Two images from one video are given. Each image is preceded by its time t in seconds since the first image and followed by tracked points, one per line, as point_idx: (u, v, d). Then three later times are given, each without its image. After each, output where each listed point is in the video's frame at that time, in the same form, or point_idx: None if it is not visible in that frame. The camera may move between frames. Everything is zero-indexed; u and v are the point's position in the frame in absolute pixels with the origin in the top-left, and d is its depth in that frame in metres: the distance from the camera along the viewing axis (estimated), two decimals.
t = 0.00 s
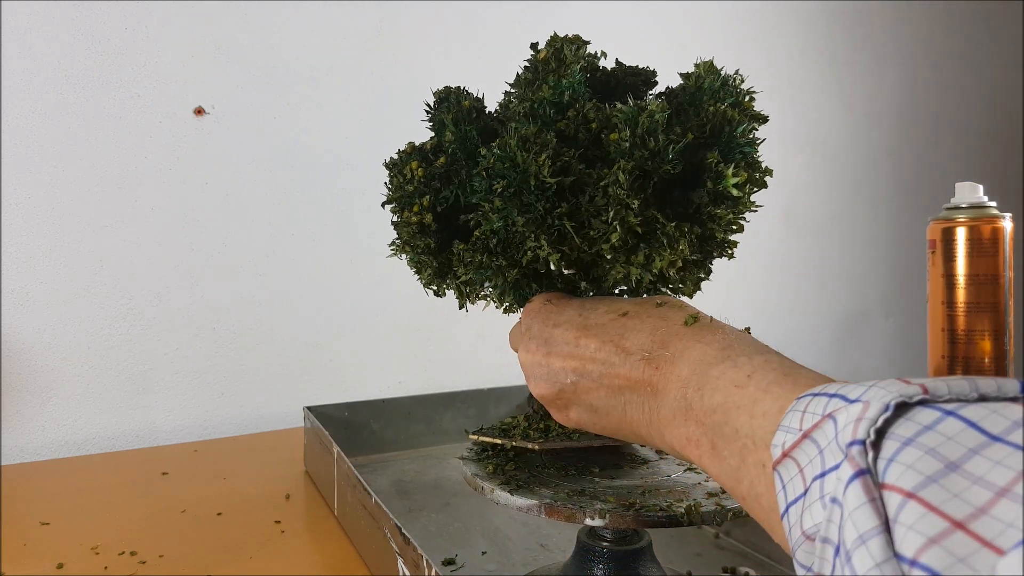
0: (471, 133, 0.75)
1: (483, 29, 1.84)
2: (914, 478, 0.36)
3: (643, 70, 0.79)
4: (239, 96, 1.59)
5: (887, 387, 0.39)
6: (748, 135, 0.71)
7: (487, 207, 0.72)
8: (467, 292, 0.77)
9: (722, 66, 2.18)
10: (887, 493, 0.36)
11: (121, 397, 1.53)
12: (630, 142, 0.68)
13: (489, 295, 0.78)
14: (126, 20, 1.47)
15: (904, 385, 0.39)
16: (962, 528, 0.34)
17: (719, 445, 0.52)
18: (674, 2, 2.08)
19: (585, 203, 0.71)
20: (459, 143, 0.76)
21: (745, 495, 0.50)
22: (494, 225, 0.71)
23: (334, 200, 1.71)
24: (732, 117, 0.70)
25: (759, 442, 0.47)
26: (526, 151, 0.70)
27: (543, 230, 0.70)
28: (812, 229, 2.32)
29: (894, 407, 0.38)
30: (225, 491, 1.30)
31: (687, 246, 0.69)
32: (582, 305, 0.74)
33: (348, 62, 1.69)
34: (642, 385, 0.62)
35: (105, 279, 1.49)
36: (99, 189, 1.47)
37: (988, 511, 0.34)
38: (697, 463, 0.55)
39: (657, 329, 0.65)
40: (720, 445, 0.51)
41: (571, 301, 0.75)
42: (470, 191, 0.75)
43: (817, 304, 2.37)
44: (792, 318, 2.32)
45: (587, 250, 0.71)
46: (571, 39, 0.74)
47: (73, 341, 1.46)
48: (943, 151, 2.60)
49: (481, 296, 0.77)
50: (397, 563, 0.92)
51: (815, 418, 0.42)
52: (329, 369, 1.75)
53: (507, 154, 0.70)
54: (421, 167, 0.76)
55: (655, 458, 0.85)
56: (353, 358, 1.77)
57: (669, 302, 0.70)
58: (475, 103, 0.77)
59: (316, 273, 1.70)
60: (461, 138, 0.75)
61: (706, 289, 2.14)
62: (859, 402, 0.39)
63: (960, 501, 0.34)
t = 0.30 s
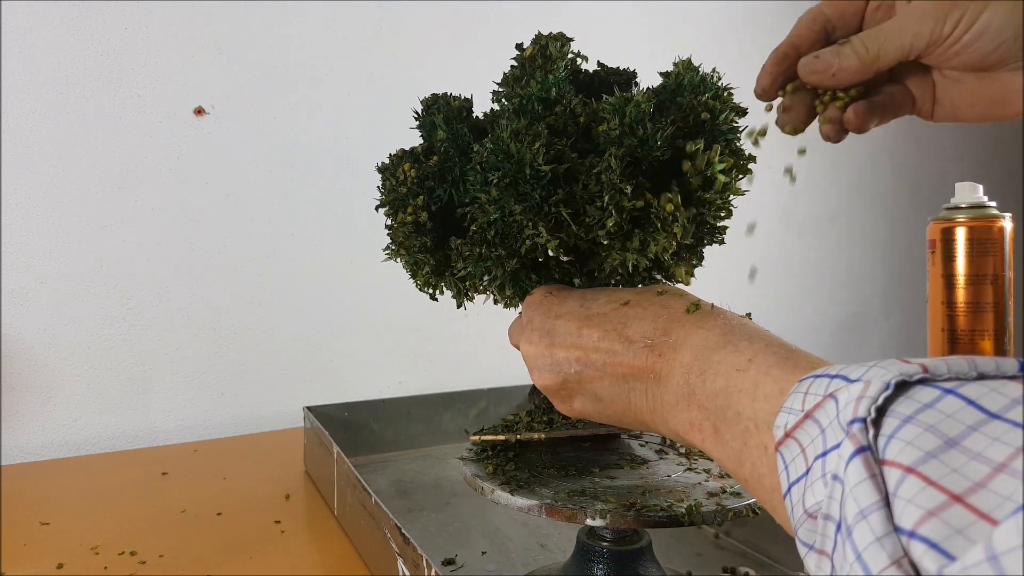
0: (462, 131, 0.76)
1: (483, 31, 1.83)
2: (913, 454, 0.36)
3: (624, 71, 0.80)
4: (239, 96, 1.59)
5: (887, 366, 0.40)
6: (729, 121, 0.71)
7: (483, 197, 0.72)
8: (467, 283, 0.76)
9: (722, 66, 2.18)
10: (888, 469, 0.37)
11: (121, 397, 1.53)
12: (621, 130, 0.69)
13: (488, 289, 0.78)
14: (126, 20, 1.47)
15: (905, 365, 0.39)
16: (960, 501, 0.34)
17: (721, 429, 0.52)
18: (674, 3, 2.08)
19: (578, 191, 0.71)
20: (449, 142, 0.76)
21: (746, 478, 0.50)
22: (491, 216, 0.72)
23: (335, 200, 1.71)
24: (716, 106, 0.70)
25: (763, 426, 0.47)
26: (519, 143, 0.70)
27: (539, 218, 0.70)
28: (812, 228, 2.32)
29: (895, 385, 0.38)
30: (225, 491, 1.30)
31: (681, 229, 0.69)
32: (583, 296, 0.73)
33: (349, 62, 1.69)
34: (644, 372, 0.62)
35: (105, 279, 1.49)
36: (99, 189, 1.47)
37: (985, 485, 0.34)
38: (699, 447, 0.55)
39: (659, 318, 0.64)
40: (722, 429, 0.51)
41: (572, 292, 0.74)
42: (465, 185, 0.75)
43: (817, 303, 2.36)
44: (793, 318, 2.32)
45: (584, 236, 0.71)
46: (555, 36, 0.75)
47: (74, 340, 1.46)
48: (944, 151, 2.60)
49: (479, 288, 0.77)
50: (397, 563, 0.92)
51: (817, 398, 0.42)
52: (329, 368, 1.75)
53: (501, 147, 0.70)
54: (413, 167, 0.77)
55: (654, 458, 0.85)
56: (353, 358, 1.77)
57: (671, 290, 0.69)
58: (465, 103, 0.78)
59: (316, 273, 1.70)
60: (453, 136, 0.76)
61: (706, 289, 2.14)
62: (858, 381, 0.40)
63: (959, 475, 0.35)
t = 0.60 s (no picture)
0: (471, 132, 0.75)
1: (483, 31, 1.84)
2: (920, 468, 0.36)
3: (640, 69, 0.80)
4: (239, 97, 1.59)
5: (894, 375, 0.39)
6: (744, 132, 0.71)
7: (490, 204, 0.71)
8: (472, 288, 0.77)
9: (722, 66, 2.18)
10: (895, 483, 0.36)
11: (121, 396, 1.53)
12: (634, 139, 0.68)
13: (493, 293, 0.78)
14: (127, 20, 1.48)
15: (911, 374, 0.39)
16: (968, 516, 0.34)
17: (727, 435, 0.52)
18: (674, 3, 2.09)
19: (588, 201, 0.70)
20: (458, 143, 0.75)
21: (753, 484, 0.50)
22: (498, 224, 0.71)
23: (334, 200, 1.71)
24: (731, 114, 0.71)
25: (769, 432, 0.47)
26: (530, 149, 0.69)
27: (548, 227, 0.70)
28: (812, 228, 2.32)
29: (900, 396, 0.38)
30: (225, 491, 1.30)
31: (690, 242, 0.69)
32: (586, 300, 0.73)
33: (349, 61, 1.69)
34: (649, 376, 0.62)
35: (105, 279, 1.49)
36: (99, 189, 1.47)
37: (994, 499, 0.34)
38: (706, 451, 0.56)
39: (663, 320, 0.64)
40: (728, 435, 0.52)
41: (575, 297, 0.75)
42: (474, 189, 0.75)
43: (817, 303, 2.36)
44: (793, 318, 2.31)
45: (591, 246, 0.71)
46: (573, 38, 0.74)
47: (74, 341, 1.44)
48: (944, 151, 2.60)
49: (484, 292, 0.77)
50: (397, 563, 0.92)
51: (821, 407, 0.42)
52: (329, 369, 1.75)
53: (510, 152, 0.69)
54: (421, 167, 0.77)
55: (655, 458, 0.85)
56: (352, 357, 1.77)
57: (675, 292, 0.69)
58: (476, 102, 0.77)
59: (317, 273, 1.71)
60: (461, 137, 0.75)
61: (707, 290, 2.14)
62: (866, 392, 0.39)
63: (966, 489, 0.35)
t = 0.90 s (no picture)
0: (473, 134, 0.75)
1: (483, 30, 1.83)
2: (927, 479, 0.36)
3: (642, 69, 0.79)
4: (239, 96, 1.59)
5: (900, 387, 0.39)
6: (748, 136, 0.71)
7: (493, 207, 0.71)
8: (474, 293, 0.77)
9: (723, 66, 2.18)
10: (902, 494, 0.36)
11: (121, 396, 1.53)
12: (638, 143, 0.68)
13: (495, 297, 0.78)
14: (127, 20, 1.48)
15: (917, 385, 0.39)
16: (975, 527, 0.34)
17: (732, 443, 0.52)
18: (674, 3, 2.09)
19: (592, 206, 0.70)
20: (460, 146, 0.75)
21: (758, 493, 0.50)
22: (501, 228, 0.71)
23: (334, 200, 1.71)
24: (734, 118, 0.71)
25: (774, 442, 0.47)
26: (534, 153, 0.69)
27: (551, 232, 0.70)
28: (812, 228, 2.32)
29: (907, 407, 0.38)
30: (225, 491, 1.30)
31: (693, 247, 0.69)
32: (591, 306, 0.73)
33: (349, 60, 1.69)
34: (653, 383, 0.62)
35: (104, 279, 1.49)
36: (99, 189, 1.47)
37: (1001, 510, 0.34)
38: (710, 460, 0.55)
39: (668, 327, 0.64)
40: (733, 445, 0.51)
41: (579, 302, 0.75)
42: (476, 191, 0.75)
43: (818, 303, 2.36)
44: (792, 318, 2.32)
45: (595, 252, 0.71)
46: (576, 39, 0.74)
47: (74, 342, 1.46)
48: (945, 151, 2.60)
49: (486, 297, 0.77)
50: (397, 564, 0.92)
51: (827, 417, 0.42)
52: (330, 369, 1.75)
53: (513, 156, 0.69)
54: (422, 169, 0.77)
55: (655, 459, 0.85)
56: (352, 357, 1.77)
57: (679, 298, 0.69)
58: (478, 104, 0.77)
59: (317, 273, 1.71)
60: (464, 139, 0.75)
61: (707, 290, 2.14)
62: (872, 402, 0.39)
63: (972, 500, 0.35)
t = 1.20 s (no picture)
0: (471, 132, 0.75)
1: (483, 30, 1.83)
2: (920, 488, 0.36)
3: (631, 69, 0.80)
4: (239, 96, 1.59)
5: (895, 391, 0.39)
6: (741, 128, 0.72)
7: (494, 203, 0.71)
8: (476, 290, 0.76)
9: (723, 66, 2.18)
10: (895, 501, 0.36)
11: (121, 397, 1.53)
12: (636, 137, 0.68)
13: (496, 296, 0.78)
14: (127, 20, 1.47)
15: (912, 390, 0.39)
16: (964, 536, 0.34)
17: (733, 441, 0.52)
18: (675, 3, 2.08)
19: (592, 200, 0.70)
20: (457, 143, 0.75)
21: (758, 490, 0.50)
22: (503, 225, 0.71)
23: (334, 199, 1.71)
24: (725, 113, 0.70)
25: (775, 440, 0.47)
26: (534, 148, 0.69)
27: (554, 226, 0.70)
28: (812, 228, 2.32)
29: (901, 413, 0.38)
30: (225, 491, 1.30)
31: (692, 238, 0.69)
32: (592, 304, 0.73)
33: (349, 61, 1.69)
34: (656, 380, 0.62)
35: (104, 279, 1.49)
36: (99, 189, 1.47)
37: (989, 520, 0.34)
38: (711, 457, 0.55)
39: (671, 324, 0.64)
40: (734, 443, 0.51)
41: (580, 300, 0.75)
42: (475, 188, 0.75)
43: (818, 303, 2.36)
44: (792, 318, 2.31)
45: (597, 245, 0.71)
46: (569, 36, 0.74)
47: (75, 341, 1.46)
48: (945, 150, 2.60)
49: (487, 296, 0.77)
50: (397, 563, 0.92)
51: (826, 421, 0.42)
52: (329, 368, 1.75)
53: (513, 151, 0.69)
54: (420, 168, 0.76)
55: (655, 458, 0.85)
56: (352, 357, 1.77)
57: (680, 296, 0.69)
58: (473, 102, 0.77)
59: (317, 273, 1.71)
60: (462, 136, 0.75)
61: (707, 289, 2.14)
62: (868, 405, 0.39)
63: (962, 509, 0.34)
